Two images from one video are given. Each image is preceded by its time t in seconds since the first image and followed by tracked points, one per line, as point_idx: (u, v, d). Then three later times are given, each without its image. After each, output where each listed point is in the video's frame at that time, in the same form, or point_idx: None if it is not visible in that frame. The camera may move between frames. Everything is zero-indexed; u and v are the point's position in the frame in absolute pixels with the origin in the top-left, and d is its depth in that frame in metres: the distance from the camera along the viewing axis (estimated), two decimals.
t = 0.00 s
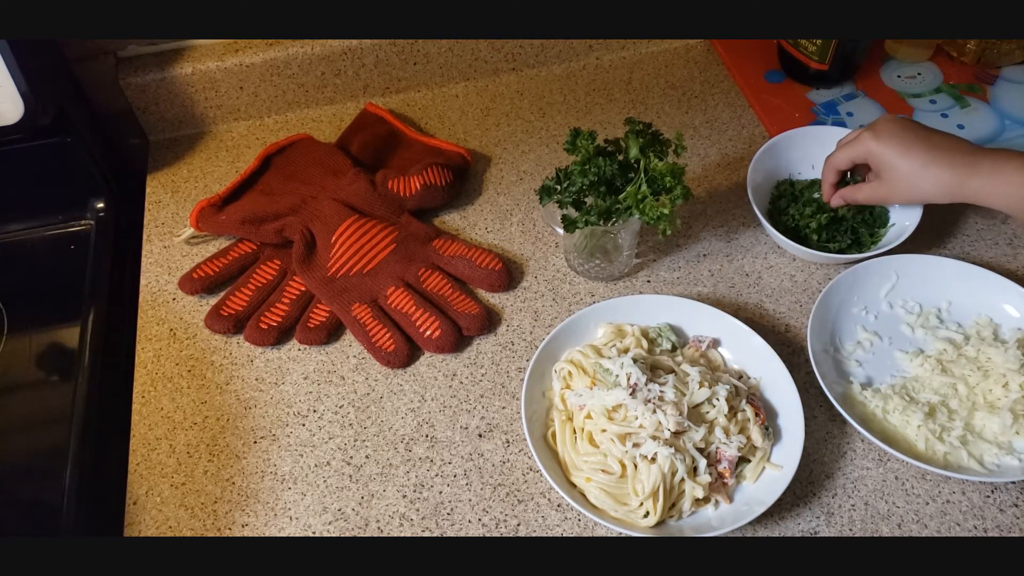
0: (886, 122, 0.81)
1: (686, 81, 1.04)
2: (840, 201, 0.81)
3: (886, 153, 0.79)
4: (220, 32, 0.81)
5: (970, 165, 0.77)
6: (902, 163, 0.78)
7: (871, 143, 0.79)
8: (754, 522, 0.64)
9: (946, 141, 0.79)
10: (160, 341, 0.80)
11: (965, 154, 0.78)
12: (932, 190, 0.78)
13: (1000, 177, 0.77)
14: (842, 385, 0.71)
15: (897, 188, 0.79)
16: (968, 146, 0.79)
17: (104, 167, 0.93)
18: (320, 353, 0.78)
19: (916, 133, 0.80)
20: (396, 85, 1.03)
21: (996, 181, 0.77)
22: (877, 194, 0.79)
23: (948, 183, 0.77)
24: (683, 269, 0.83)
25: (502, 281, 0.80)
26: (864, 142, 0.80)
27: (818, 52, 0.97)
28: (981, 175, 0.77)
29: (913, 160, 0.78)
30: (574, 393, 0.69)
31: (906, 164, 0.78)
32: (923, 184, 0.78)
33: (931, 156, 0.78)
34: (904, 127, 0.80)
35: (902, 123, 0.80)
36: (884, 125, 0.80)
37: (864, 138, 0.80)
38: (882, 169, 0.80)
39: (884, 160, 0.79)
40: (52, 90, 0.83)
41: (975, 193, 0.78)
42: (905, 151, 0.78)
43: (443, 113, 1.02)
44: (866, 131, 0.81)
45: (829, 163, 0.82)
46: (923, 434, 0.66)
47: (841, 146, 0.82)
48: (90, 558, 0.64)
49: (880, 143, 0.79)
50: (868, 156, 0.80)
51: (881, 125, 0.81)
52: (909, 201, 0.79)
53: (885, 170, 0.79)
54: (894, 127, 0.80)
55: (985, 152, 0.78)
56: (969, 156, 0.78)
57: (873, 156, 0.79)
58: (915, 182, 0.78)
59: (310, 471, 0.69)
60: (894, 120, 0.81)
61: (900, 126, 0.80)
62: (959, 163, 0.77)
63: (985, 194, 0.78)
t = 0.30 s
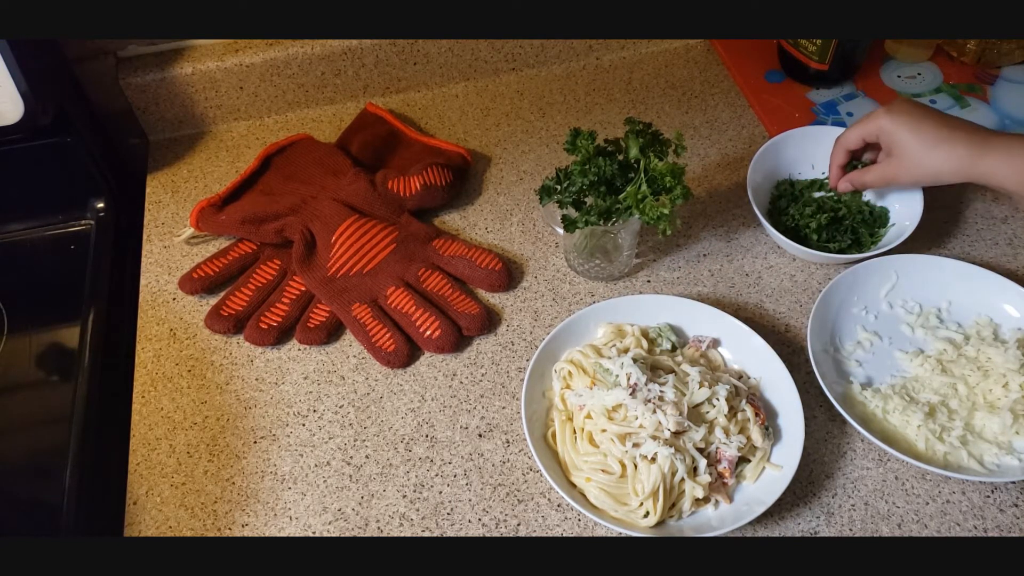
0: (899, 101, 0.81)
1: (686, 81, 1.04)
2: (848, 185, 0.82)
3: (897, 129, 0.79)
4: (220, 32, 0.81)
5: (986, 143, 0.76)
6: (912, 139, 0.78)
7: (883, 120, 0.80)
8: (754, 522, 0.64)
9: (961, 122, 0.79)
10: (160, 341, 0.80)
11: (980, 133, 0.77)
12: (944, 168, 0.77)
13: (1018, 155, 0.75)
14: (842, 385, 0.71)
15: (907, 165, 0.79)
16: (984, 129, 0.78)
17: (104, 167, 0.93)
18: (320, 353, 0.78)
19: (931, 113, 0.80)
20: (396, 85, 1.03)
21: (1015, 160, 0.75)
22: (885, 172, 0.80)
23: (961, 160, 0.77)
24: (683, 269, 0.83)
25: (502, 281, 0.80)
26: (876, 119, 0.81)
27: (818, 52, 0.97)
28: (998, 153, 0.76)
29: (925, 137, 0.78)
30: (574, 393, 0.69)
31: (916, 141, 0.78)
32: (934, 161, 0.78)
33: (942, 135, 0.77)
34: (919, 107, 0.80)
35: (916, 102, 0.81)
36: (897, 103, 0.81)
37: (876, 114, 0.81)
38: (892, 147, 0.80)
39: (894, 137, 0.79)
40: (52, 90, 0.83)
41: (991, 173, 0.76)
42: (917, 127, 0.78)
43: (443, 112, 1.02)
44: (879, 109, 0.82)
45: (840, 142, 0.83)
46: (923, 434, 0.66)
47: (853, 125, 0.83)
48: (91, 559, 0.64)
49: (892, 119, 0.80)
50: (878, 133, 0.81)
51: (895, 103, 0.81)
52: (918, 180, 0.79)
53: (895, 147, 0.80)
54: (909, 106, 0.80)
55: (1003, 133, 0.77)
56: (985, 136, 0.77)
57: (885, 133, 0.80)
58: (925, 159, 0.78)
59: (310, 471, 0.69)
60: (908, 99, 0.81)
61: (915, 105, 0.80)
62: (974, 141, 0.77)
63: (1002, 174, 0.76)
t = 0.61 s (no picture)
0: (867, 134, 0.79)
1: (686, 81, 1.04)
2: (833, 229, 0.79)
3: (869, 163, 0.77)
4: (220, 32, 0.81)
5: (959, 165, 0.74)
6: (886, 170, 0.76)
7: (853, 154, 0.78)
8: (754, 522, 0.64)
9: (931, 148, 0.77)
10: (160, 341, 0.80)
11: (953, 157, 0.75)
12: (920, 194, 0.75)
13: (995, 175, 0.73)
14: (842, 385, 0.71)
15: (884, 197, 0.76)
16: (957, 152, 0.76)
17: (104, 167, 0.93)
18: (320, 353, 0.78)
19: (901, 143, 0.77)
20: (395, 85, 1.03)
21: (992, 179, 0.73)
22: (865, 208, 0.76)
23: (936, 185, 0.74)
24: (683, 269, 0.83)
25: (502, 281, 0.80)
26: (845, 155, 0.78)
27: (818, 52, 0.97)
28: (973, 174, 0.73)
29: (898, 167, 0.75)
30: (574, 393, 0.69)
31: (890, 171, 0.75)
32: (911, 189, 0.75)
33: (916, 163, 0.75)
34: (887, 138, 0.78)
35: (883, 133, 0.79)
36: (865, 138, 0.79)
37: (845, 151, 0.79)
38: (868, 181, 0.77)
39: (867, 171, 0.77)
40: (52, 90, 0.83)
41: (970, 196, 0.73)
42: (888, 157, 0.76)
43: (443, 113, 1.02)
44: (848, 144, 0.80)
45: (813, 176, 0.81)
46: (923, 435, 0.66)
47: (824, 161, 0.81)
48: (91, 558, 0.64)
49: (862, 153, 0.77)
50: (851, 168, 0.78)
51: (862, 138, 0.79)
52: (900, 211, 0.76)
53: (871, 181, 0.77)
54: (877, 139, 0.78)
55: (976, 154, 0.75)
56: (958, 158, 0.75)
57: (856, 167, 0.78)
58: (902, 188, 0.75)
59: (310, 471, 0.69)
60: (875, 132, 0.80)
61: (883, 137, 0.78)
62: (946, 165, 0.74)
63: (982, 195, 0.73)
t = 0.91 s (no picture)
0: (849, 151, 0.81)
1: (686, 81, 1.04)
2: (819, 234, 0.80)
3: (853, 181, 0.78)
4: (220, 32, 0.81)
5: (937, 185, 0.77)
6: (869, 189, 0.78)
7: (837, 173, 0.79)
8: (754, 522, 0.64)
9: (908, 166, 0.79)
10: (160, 341, 0.80)
11: (929, 176, 0.78)
12: (902, 214, 0.77)
13: (968, 195, 0.77)
14: (842, 385, 0.71)
15: (868, 216, 0.78)
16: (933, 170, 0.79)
17: (104, 167, 0.93)
18: (320, 353, 0.78)
19: (882, 161, 0.80)
20: (395, 85, 1.03)
21: (966, 199, 0.77)
22: (850, 223, 0.78)
23: (917, 205, 0.77)
24: (683, 269, 0.83)
25: (502, 281, 0.80)
26: (830, 173, 0.80)
27: (818, 52, 0.96)
28: (948, 195, 0.77)
29: (881, 185, 0.77)
30: (574, 393, 0.69)
31: (874, 190, 0.77)
32: (893, 208, 0.77)
33: (898, 181, 0.78)
34: (868, 155, 0.80)
35: (863, 151, 0.81)
36: (847, 155, 0.80)
37: (829, 168, 0.80)
38: (850, 197, 0.79)
39: (851, 188, 0.79)
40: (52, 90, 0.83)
41: (945, 216, 0.77)
42: (871, 177, 0.78)
43: (443, 113, 1.02)
44: (831, 161, 0.81)
45: (799, 190, 0.82)
46: (923, 434, 0.66)
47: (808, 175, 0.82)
48: (91, 558, 0.64)
49: (846, 172, 0.79)
50: (835, 184, 0.79)
51: (844, 155, 0.81)
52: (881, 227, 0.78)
53: (854, 198, 0.79)
54: (859, 156, 0.80)
55: (950, 173, 0.79)
56: (934, 178, 0.78)
57: (840, 184, 0.79)
58: (885, 207, 0.77)
59: (310, 471, 0.69)
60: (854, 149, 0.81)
61: (864, 155, 0.80)
62: (925, 185, 0.77)
63: (956, 214, 0.77)
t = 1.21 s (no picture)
0: (870, 119, 0.80)
1: (686, 81, 1.04)
2: (831, 205, 0.80)
3: (870, 151, 0.78)
4: (220, 32, 0.81)
5: (961, 157, 0.75)
6: (886, 160, 0.77)
7: (856, 142, 0.79)
8: (754, 522, 0.64)
9: (931, 136, 0.78)
10: (160, 341, 0.80)
11: (952, 148, 0.76)
12: (920, 186, 0.76)
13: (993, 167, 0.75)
14: (842, 385, 0.71)
15: (883, 187, 0.77)
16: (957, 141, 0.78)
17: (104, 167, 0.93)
18: (320, 353, 0.78)
19: (903, 130, 0.78)
20: (395, 85, 1.03)
21: (990, 173, 0.75)
22: (865, 194, 0.78)
23: (935, 177, 0.76)
24: (683, 269, 0.83)
25: (502, 281, 0.80)
26: (848, 142, 0.79)
27: (818, 52, 0.96)
28: (970, 167, 0.75)
29: (899, 156, 0.77)
30: (574, 393, 0.69)
31: (891, 160, 0.77)
32: (910, 179, 0.76)
33: (917, 152, 0.76)
34: (891, 123, 0.79)
35: (884, 119, 0.80)
36: (867, 123, 0.80)
37: (848, 136, 0.79)
38: (867, 167, 0.79)
39: (868, 158, 0.78)
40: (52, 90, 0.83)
41: (965, 189, 0.76)
42: (890, 147, 0.77)
43: (443, 113, 1.02)
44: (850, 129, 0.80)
45: (815, 162, 0.82)
46: (923, 435, 0.66)
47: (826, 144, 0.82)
48: (91, 559, 0.64)
49: (865, 141, 0.78)
50: (853, 153, 0.79)
51: (865, 122, 0.80)
52: (897, 199, 0.78)
53: (870, 168, 0.78)
54: (880, 124, 0.79)
55: (974, 144, 0.77)
56: (957, 149, 0.76)
57: (858, 153, 0.79)
58: (901, 178, 0.77)
59: (310, 471, 0.69)
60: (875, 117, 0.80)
61: (886, 123, 0.79)
62: (947, 157, 0.76)
63: (976, 187, 0.75)
